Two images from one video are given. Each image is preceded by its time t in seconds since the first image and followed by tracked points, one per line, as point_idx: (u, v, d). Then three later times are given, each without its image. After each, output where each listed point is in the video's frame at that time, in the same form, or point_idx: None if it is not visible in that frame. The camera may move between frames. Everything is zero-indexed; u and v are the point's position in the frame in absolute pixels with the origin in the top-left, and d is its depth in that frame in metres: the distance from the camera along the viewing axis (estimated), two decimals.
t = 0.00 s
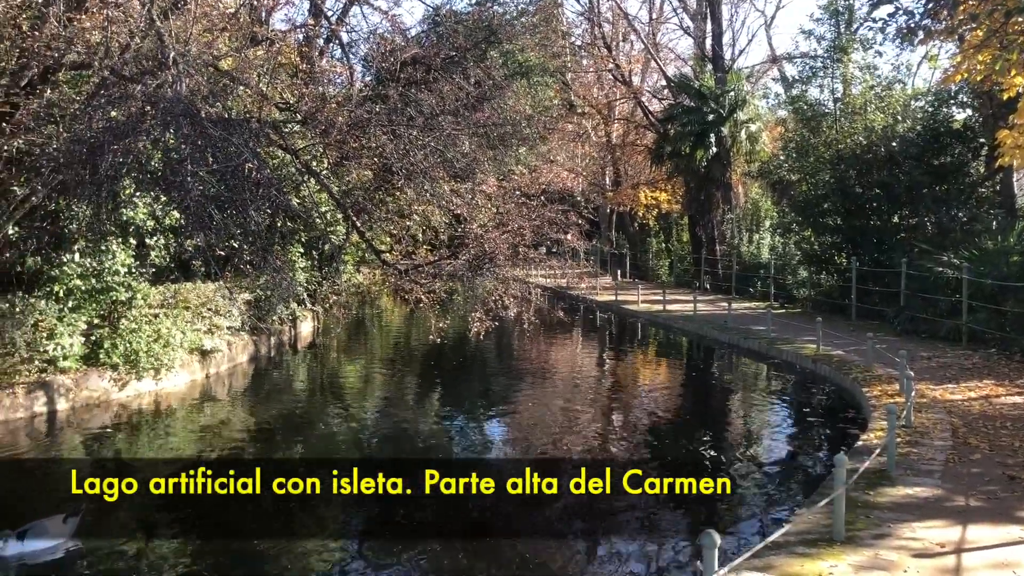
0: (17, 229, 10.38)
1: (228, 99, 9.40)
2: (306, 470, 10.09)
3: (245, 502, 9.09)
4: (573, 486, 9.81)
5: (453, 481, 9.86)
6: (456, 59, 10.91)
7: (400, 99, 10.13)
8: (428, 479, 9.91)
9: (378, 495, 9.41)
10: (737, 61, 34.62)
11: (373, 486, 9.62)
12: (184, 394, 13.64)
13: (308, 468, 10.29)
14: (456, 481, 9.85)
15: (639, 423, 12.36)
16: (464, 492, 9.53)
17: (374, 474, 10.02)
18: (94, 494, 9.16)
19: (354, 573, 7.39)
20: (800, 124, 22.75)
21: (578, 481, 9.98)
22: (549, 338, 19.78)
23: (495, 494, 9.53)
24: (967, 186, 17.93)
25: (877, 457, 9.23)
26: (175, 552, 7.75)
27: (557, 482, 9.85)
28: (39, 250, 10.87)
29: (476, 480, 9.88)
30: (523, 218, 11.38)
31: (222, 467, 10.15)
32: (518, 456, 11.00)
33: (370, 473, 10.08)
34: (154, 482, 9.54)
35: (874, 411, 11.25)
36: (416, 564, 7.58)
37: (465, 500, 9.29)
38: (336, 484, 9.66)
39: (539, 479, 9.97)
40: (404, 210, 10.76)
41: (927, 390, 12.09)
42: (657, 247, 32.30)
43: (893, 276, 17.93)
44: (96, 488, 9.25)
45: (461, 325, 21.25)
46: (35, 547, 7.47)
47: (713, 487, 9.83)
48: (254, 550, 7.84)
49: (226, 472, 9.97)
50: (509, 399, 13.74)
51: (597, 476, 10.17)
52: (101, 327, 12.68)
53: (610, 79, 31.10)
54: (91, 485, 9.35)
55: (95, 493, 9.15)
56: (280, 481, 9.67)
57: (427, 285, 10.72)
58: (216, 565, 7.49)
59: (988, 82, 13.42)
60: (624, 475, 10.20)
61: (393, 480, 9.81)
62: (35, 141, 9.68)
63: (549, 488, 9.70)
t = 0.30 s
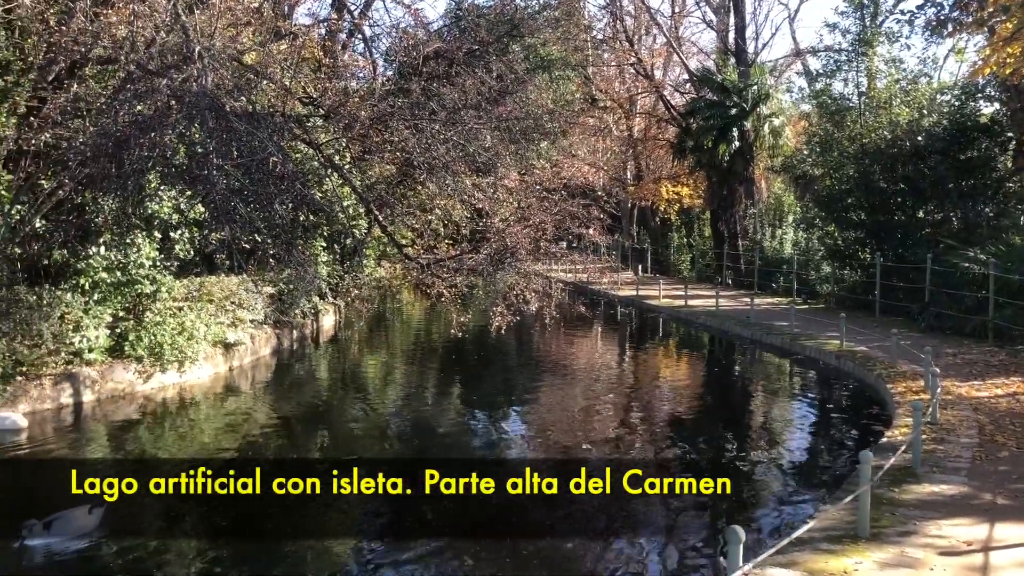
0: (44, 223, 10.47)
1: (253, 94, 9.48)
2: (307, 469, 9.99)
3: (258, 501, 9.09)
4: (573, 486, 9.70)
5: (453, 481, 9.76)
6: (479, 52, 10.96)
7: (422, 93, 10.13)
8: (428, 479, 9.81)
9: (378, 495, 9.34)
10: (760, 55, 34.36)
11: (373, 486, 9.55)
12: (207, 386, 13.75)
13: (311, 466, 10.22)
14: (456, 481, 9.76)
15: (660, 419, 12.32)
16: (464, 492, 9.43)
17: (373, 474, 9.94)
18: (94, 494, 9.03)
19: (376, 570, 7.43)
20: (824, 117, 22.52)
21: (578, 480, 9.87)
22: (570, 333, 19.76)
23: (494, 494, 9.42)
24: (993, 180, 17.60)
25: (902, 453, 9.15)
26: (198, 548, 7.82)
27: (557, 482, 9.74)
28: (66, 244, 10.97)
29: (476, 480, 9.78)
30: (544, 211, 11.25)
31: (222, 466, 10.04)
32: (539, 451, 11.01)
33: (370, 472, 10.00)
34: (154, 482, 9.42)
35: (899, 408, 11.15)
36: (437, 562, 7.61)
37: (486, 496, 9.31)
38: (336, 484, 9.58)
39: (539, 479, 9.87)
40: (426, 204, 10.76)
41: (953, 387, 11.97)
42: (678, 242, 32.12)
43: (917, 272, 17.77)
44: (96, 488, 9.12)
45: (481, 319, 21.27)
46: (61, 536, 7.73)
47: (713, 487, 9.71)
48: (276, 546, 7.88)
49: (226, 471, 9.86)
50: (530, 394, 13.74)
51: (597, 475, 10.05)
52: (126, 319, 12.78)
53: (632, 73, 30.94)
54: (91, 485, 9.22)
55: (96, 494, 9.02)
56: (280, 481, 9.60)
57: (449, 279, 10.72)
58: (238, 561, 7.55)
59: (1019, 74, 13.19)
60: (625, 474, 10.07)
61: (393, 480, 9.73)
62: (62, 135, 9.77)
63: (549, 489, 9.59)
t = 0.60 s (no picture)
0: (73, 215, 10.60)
1: (279, 88, 9.53)
2: (306, 469, 9.86)
3: (278, 496, 9.13)
4: (573, 486, 9.59)
5: (453, 481, 9.67)
6: (503, 46, 11.00)
7: (446, 87, 10.14)
8: (428, 479, 9.71)
9: (378, 495, 9.25)
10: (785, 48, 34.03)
11: (373, 486, 9.45)
12: (232, 378, 13.88)
13: (309, 467, 10.05)
14: (456, 481, 9.66)
15: (683, 414, 12.29)
16: (464, 492, 9.34)
17: (374, 473, 9.83)
18: (94, 495, 8.84)
19: (399, 566, 7.49)
20: (850, 111, 22.35)
21: (578, 480, 9.76)
22: (592, 327, 19.75)
23: (495, 494, 9.35)
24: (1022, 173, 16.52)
25: (930, 450, 9.06)
26: (224, 543, 7.90)
27: (557, 482, 9.64)
28: (94, 238, 10.88)
29: (475, 480, 9.69)
30: (568, 206, 11.30)
31: (221, 465, 9.89)
32: (561, 446, 11.01)
33: (370, 472, 9.89)
34: (153, 482, 9.26)
35: (926, 404, 11.04)
36: (460, 559, 7.64)
37: (509, 492, 9.35)
38: (336, 484, 9.47)
39: (538, 479, 9.77)
40: (450, 198, 10.78)
41: (982, 384, 11.85)
42: (702, 236, 31.94)
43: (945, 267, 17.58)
44: (95, 489, 8.93)
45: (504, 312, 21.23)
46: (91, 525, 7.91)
47: (713, 487, 9.58)
48: (301, 542, 7.95)
49: (226, 471, 9.73)
50: (553, 387, 13.75)
51: (597, 475, 9.94)
52: (153, 311, 13.00)
53: (656, 66, 30.77)
54: (91, 485, 9.03)
55: (95, 494, 8.83)
56: (279, 481, 9.47)
57: (473, 273, 10.74)
58: (263, 556, 7.64)
59: None
60: (625, 474, 9.95)
61: (393, 480, 9.64)
62: (91, 128, 9.90)
63: (549, 489, 9.49)
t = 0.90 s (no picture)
0: (101, 209, 10.73)
1: (305, 82, 9.58)
2: (307, 468, 9.77)
3: (303, 491, 9.20)
4: (573, 485, 9.50)
5: (453, 480, 9.58)
6: (527, 40, 10.88)
7: (470, 81, 10.16)
8: (428, 479, 9.63)
9: (378, 495, 9.18)
10: (811, 42, 33.66)
11: (373, 486, 9.38)
12: (257, 371, 14.01)
13: (311, 466, 9.97)
14: (456, 481, 9.58)
15: (706, 409, 12.27)
16: (464, 492, 9.26)
17: (374, 473, 9.75)
18: (94, 494, 8.71)
19: (422, 563, 7.55)
20: (878, 105, 22.05)
21: (578, 480, 9.67)
22: (615, 322, 19.73)
23: (495, 494, 9.29)
24: None
25: (959, 447, 8.97)
26: (250, 539, 7.99)
27: (557, 482, 9.56)
28: (122, 231, 10.93)
29: (475, 480, 9.63)
30: (592, 199, 11.19)
31: (221, 465, 9.75)
32: (583, 442, 11.02)
33: (369, 472, 9.81)
34: (153, 482, 9.10)
35: (955, 401, 10.93)
36: (484, 558, 7.67)
37: (531, 490, 9.39)
38: (335, 484, 9.40)
39: (539, 479, 9.70)
40: (473, 193, 10.77)
41: (1011, 380, 11.71)
42: (727, 231, 31.70)
43: (974, 263, 17.37)
44: (95, 488, 8.81)
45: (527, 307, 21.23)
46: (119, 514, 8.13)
47: (713, 488, 9.46)
48: (326, 539, 8.03)
49: (226, 471, 9.59)
50: (575, 382, 13.76)
51: (597, 475, 9.85)
52: (180, 304, 13.04)
53: (680, 60, 30.57)
54: (91, 485, 8.92)
55: (95, 493, 8.69)
56: (279, 481, 9.37)
57: (497, 267, 10.77)
58: (286, 551, 7.73)
59: None
60: (625, 474, 9.85)
61: (393, 480, 9.58)
62: (119, 123, 10.00)
63: (549, 489, 9.42)
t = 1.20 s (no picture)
0: (129, 207, 10.85)
1: (330, 80, 9.71)
2: (307, 469, 9.76)
3: (327, 488, 9.28)
4: (573, 486, 9.48)
5: (453, 481, 9.55)
6: (551, 37, 11.03)
7: (495, 78, 10.17)
8: (428, 479, 9.61)
9: (378, 494, 9.17)
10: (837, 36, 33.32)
11: (373, 486, 9.38)
12: (282, 366, 14.13)
13: (311, 465, 9.94)
14: (456, 481, 9.54)
15: (730, 407, 12.20)
16: (464, 493, 9.24)
17: (374, 473, 9.74)
18: (94, 495, 8.81)
19: (444, 562, 7.59)
20: (906, 100, 21.93)
21: (578, 480, 9.65)
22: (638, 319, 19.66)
23: (495, 494, 9.26)
24: None
25: (988, 447, 8.86)
26: (275, 536, 8.07)
27: (557, 482, 9.55)
28: (150, 228, 11.00)
29: (476, 480, 9.58)
30: (617, 197, 11.21)
31: (220, 465, 9.74)
32: (605, 439, 11.03)
33: (369, 471, 9.80)
34: (153, 482, 8.74)
35: (984, 399, 10.80)
36: (507, 557, 7.70)
37: (553, 488, 9.43)
38: (336, 484, 9.39)
39: (539, 479, 9.69)
40: (498, 189, 10.75)
41: None
42: (752, 227, 31.46)
43: (1003, 260, 17.15)
44: (95, 488, 8.90)
45: (549, 304, 21.24)
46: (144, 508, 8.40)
47: (713, 487, 9.36)
48: (350, 537, 8.10)
49: (226, 471, 9.59)
50: (598, 379, 13.75)
51: (597, 475, 9.82)
52: (206, 301, 13.19)
53: (704, 55, 30.39)
54: (91, 485, 9.00)
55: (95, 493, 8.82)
56: (279, 480, 9.36)
57: (520, 264, 10.78)
58: (309, 549, 7.82)
59: None
60: (625, 474, 9.81)
61: (393, 480, 9.56)
62: (147, 121, 10.09)
63: (549, 489, 9.41)
